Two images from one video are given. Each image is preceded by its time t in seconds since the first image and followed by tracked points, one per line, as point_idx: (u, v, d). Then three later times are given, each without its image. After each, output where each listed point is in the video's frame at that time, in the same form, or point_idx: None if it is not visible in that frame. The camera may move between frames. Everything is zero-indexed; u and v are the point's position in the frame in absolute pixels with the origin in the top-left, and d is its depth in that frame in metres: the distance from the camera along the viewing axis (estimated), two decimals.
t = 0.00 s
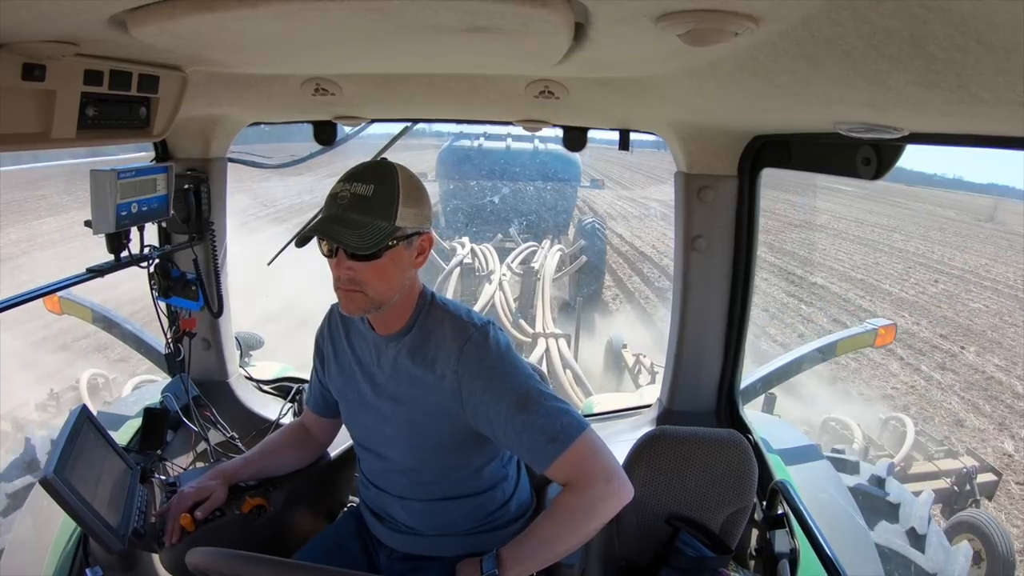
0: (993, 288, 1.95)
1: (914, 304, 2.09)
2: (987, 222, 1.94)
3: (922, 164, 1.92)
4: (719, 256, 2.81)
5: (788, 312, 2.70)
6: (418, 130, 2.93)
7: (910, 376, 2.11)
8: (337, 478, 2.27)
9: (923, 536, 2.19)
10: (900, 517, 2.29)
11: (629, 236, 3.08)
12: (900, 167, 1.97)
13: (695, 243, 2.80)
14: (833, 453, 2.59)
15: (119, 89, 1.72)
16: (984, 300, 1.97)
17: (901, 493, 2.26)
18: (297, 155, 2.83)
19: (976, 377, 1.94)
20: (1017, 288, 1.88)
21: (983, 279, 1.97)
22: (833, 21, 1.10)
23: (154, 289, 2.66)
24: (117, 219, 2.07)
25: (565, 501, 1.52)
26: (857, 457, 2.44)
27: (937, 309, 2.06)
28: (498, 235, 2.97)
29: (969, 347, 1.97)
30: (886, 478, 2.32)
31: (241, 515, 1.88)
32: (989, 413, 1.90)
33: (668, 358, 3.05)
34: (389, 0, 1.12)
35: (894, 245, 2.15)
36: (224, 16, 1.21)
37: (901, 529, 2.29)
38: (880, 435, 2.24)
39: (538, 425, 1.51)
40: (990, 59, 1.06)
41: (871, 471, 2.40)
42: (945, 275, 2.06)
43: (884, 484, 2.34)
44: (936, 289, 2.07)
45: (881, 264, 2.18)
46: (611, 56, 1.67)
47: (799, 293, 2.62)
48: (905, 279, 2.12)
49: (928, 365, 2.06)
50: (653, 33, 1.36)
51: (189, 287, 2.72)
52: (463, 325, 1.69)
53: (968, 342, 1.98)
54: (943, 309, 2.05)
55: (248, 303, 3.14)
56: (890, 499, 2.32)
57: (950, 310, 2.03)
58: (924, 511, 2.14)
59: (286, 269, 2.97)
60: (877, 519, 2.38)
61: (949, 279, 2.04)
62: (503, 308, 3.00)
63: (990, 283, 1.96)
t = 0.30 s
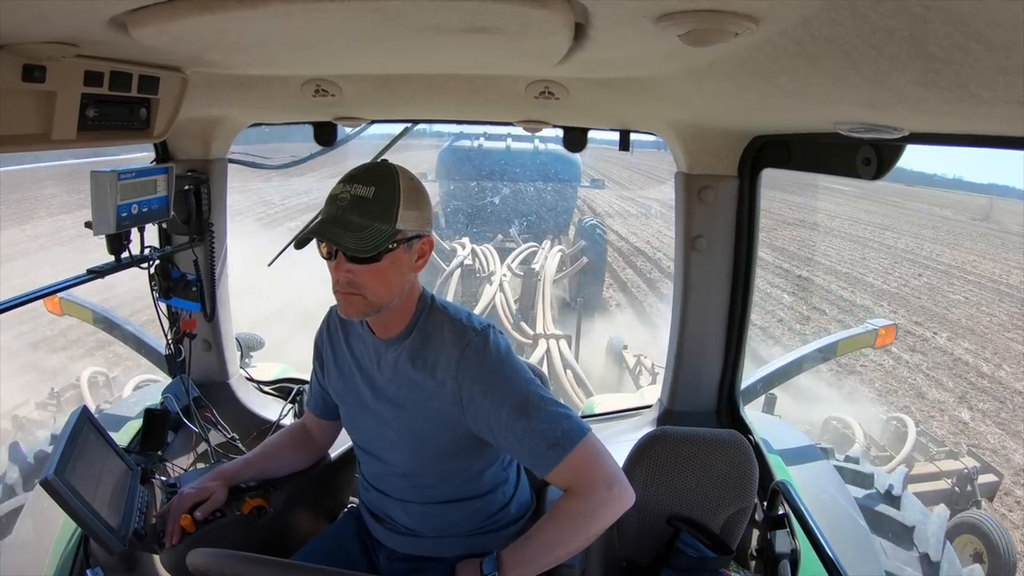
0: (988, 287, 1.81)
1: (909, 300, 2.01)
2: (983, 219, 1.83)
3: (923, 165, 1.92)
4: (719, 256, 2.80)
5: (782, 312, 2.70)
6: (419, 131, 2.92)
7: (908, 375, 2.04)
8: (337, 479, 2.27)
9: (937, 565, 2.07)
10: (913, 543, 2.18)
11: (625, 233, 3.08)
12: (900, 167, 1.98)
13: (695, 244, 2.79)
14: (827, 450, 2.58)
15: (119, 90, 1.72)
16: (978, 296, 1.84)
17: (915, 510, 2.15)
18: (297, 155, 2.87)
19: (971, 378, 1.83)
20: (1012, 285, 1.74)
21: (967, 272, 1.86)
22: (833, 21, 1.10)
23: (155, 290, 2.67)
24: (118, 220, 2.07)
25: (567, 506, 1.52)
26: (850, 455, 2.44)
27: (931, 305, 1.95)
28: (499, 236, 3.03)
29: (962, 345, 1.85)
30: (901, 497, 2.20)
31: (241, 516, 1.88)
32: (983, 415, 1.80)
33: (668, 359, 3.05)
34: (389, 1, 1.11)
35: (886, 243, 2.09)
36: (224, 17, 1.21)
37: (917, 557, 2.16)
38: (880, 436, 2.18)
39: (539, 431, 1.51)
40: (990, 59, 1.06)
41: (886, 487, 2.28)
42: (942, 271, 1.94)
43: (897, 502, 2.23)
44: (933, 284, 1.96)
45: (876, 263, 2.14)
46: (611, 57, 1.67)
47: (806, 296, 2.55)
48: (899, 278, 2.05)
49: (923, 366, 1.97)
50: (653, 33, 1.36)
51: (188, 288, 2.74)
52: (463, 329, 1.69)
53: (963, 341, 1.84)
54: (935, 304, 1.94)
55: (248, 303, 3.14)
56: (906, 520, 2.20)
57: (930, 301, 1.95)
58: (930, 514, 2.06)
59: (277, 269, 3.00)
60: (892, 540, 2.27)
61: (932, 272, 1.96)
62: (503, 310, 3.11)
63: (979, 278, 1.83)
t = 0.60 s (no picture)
0: (986, 287, 1.78)
1: (909, 301, 2.00)
2: (980, 218, 1.81)
3: (923, 164, 1.92)
4: (719, 256, 2.80)
5: (790, 313, 2.70)
6: (419, 132, 2.87)
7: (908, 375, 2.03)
8: (338, 479, 2.27)
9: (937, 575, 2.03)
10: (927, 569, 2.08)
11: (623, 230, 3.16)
12: (900, 167, 1.97)
13: (695, 244, 2.79)
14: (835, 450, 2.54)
15: (119, 90, 1.72)
16: (971, 296, 1.81)
17: (931, 532, 2.06)
18: (297, 155, 2.88)
19: (968, 377, 1.80)
20: (1010, 285, 1.71)
21: (952, 268, 1.88)
22: (833, 21, 1.10)
23: (155, 291, 2.65)
24: (118, 221, 2.07)
25: (567, 504, 1.52)
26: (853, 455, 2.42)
27: (930, 305, 1.93)
28: (499, 236, 3.12)
29: (958, 343, 1.83)
30: (916, 518, 2.13)
31: (242, 516, 1.88)
32: (977, 412, 1.77)
33: (668, 359, 3.04)
34: (389, 1, 1.11)
35: (888, 247, 2.08)
36: (224, 17, 1.21)
37: None
38: (880, 436, 2.18)
39: (538, 429, 1.51)
40: (990, 59, 1.06)
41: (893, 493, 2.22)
42: (943, 271, 1.91)
43: (914, 526, 2.15)
44: (931, 287, 1.94)
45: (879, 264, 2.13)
46: (611, 57, 1.66)
47: (803, 294, 2.60)
48: (897, 279, 2.05)
49: (920, 365, 1.96)
50: (653, 33, 1.36)
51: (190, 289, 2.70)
52: (463, 328, 1.69)
53: (962, 341, 1.81)
54: (932, 304, 1.92)
55: (249, 304, 3.15)
56: (922, 546, 2.11)
57: (909, 292, 2.00)
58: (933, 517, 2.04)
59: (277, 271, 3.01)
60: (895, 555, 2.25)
61: (915, 266, 1.99)
62: (504, 309, 3.23)
63: (966, 275, 1.84)
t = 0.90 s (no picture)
0: (986, 287, 1.83)
1: (908, 301, 2.00)
2: (975, 217, 1.86)
3: (922, 166, 1.92)
4: (720, 256, 2.80)
5: (790, 313, 2.69)
6: (419, 132, 2.84)
7: (906, 376, 2.02)
8: (338, 479, 2.27)
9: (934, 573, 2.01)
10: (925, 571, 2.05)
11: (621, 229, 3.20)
12: (900, 167, 1.97)
13: (695, 244, 2.79)
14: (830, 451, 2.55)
15: (119, 90, 1.72)
16: (974, 295, 1.86)
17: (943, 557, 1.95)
18: (297, 156, 2.89)
19: (970, 376, 1.83)
20: (1010, 284, 1.75)
21: (938, 263, 1.96)
22: (833, 22, 1.10)
23: (155, 291, 2.65)
24: (118, 220, 2.06)
25: (566, 508, 1.51)
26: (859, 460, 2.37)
27: (927, 305, 1.95)
28: (499, 236, 3.12)
29: (959, 342, 1.86)
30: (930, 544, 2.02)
31: (242, 517, 1.88)
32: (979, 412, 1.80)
33: (668, 359, 3.04)
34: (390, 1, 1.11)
35: (890, 245, 2.09)
36: (224, 17, 1.21)
37: None
38: (880, 437, 2.17)
39: (538, 432, 1.51)
40: (990, 59, 1.06)
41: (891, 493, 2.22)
42: (939, 270, 1.96)
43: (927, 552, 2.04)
44: (933, 289, 1.96)
45: (879, 265, 2.14)
46: (611, 57, 1.66)
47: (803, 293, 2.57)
48: (897, 279, 2.07)
49: (927, 369, 1.94)
50: (653, 34, 1.35)
51: (189, 288, 2.71)
52: (462, 330, 1.69)
53: (964, 341, 1.84)
54: (931, 302, 1.94)
55: (248, 304, 3.14)
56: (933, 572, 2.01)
57: (891, 285, 2.08)
58: (933, 518, 2.00)
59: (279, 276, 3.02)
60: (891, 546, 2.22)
61: (902, 262, 2.06)
62: (504, 309, 3.23)
63: (951, 269, 1.93)
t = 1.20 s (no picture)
0: (985, 285, 1.77)
1: (910, 304, 1.97)
2: (970, 217, 1.81)
3: (921, 166, 1.92)
4: (720, 256, 2.81)
5: (788, 313, 2.69)
6: (419, 132, 2.86)
7: (907, 376, 2.01)
8: (338, 480, 2.27)
9: (943, 573, 2.02)
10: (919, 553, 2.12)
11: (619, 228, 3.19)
12: (900, 167, 1.98)
13: (695, 244, 2.79)
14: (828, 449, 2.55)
15: (118, 91, 1.72)
16: (972, 296, 1.79)
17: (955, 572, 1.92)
18: (297, 156, 2.88)
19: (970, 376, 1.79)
20: (1009, 285, 1.70)
21: (925, 259, 1.94)
22: (833, 22, 1.10)
23: (155, 292, 2.64)
24: (117, 222, 2.06)
25: (571, 507, 1.51)
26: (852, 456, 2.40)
27: (926, 305, 1.92)
28: (499, 237, 3.14)
29: (956, 344, 1.83)
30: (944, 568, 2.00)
31: (242, 518, 1.88)
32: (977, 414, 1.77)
33: (668, 359, 3.04)
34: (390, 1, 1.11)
35: (894, 245, 2.06)
36: (224, 18, 1.21)
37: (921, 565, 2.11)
38: (880, 436, 2.17)
39: (544, 431, 1.51)
40: (990, 59, 1.06)
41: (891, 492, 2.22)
42: (936, 272, 1.91)
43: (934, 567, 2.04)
44: (935, 290, 1.90)
45: (882, 264, 2.11)
46: (611, 57, 1.66)
47: (802, 293, 2.59)
48: (896, 279, 2.05)
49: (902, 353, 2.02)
50: (653, 34, 1.35)
51: (189, 289, 2.71)
52: (468, 330, 1.69)
53: (962, 341, 1.80)
54: (930, 301, 1.91)
55: (248, 305, 3.14)
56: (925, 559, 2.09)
57: (874, 277, 2.15)
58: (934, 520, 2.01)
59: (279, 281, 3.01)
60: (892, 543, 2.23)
61: (885, 257, 2.09)
62: (503, 309, 3.22)
63: (936, 264, 1.91)
